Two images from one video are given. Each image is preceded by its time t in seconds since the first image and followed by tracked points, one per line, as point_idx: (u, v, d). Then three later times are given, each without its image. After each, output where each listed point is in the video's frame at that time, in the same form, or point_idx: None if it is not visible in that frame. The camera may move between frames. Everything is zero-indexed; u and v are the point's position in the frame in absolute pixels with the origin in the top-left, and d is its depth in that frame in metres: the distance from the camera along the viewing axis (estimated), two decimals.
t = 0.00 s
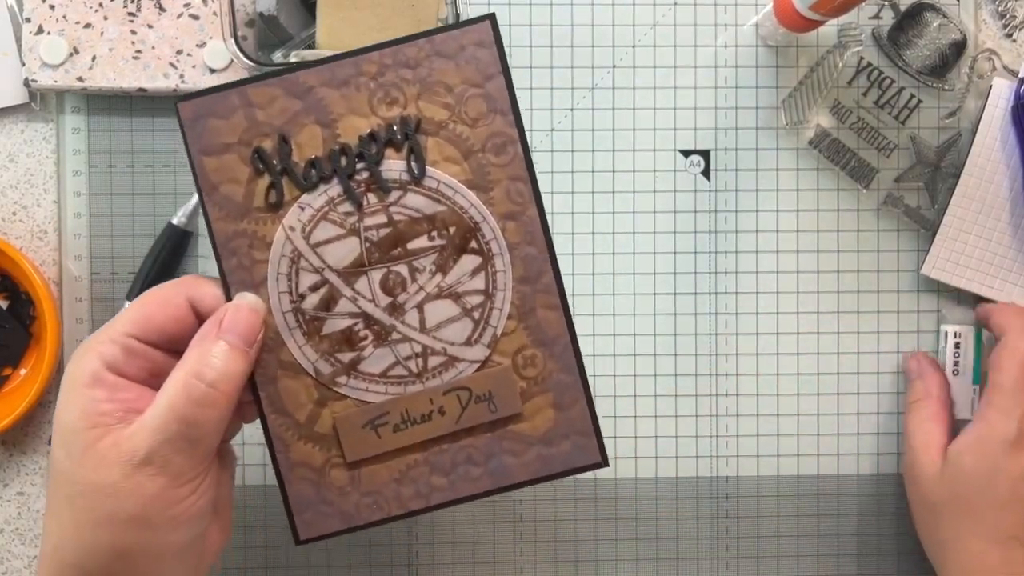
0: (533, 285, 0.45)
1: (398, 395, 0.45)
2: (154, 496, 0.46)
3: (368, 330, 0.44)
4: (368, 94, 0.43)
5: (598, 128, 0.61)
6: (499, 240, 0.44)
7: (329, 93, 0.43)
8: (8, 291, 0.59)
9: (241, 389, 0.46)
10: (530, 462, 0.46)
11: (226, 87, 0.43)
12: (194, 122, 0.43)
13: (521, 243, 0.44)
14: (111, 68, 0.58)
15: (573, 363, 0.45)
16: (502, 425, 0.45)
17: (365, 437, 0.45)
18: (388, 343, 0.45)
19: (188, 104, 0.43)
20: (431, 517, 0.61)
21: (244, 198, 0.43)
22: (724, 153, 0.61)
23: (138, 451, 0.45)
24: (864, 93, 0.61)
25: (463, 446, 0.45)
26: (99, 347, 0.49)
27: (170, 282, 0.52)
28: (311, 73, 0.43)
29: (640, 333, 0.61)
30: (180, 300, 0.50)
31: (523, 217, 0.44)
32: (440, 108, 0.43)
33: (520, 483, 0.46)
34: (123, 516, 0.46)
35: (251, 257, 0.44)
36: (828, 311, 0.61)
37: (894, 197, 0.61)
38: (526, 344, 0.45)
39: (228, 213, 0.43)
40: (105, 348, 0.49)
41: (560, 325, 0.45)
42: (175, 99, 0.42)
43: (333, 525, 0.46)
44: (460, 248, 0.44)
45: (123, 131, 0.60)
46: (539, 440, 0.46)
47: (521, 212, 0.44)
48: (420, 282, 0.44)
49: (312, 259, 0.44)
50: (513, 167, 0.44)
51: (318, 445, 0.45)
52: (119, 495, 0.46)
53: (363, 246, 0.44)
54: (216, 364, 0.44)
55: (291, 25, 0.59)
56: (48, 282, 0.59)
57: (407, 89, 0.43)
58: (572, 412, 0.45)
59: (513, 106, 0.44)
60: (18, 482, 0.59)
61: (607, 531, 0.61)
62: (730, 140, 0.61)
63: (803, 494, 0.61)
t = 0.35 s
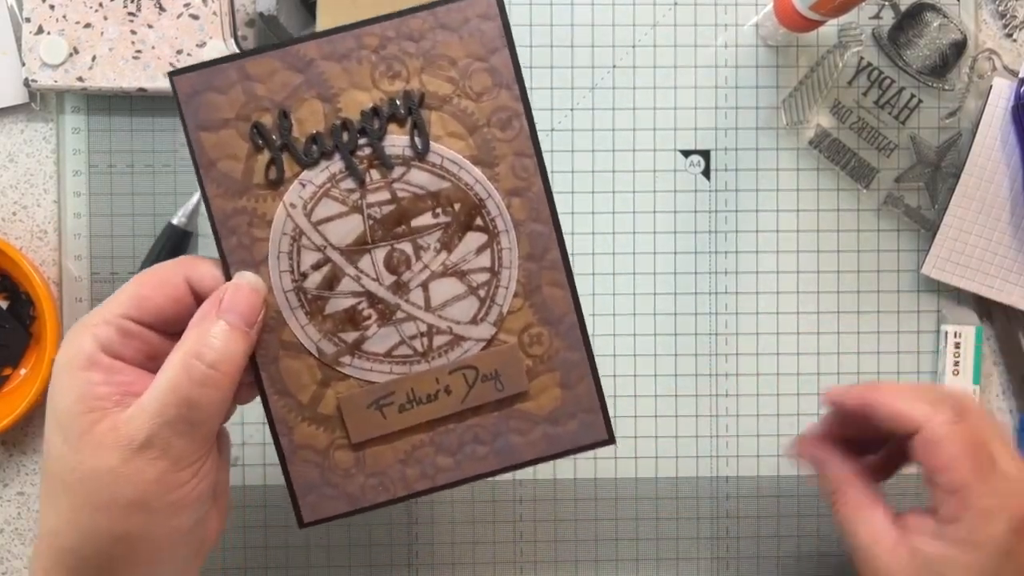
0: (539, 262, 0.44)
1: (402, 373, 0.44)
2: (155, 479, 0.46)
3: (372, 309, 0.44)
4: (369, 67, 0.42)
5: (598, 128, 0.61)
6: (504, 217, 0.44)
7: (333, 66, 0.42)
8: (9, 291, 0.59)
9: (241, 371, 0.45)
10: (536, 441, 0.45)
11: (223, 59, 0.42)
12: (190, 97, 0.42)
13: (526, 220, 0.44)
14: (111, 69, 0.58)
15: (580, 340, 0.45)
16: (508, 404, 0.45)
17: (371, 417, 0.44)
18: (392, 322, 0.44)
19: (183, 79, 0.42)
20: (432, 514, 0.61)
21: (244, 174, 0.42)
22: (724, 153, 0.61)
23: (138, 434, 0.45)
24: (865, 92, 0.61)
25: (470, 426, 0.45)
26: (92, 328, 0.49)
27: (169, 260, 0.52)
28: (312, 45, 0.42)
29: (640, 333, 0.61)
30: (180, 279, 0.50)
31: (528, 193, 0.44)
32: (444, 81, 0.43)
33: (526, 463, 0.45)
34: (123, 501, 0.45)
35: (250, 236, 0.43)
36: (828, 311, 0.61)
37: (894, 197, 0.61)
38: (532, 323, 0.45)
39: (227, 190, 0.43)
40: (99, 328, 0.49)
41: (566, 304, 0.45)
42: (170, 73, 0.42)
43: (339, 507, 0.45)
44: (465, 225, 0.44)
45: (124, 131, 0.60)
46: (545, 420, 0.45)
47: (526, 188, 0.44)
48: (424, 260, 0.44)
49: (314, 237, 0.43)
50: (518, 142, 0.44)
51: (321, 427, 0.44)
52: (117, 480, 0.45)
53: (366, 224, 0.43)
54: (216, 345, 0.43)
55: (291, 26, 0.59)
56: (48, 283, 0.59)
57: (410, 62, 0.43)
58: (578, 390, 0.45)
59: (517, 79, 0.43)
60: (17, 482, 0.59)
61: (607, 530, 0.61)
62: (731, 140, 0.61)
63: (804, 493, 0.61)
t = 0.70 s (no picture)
0: (547, 246, 0.44)
1: (407, 359, 0.44)
2: (151, 469, 0.45)
3: (376, 293, 0.44)
4: (374, 44, 0.42)
5: (598, 128, 0.61)
6: (512, 200, 0.44)
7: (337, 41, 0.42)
8: (8, 291, 0.59)
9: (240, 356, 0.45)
10: (543, 428, 0.45)
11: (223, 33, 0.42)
12: (186, 73, 0.41)
13: (536, 202, 0.44)
14: (111, 68, 0.58)
15: (588, 327, 0.45)
16: (515, 392, 0.45)
17: (375, 406, 0.44)
18: (396, 307, 0.44)
19: (181, 55, 0.41)
20: (432, 514, 0.61)
21: (244, 154, 0.42)
22: (724, 153, 0.61)
23: (134, 422, 0.44)
24: (865, 92, 0.61)
25: (476, 414, 0.45)
26: (89, 311, 0.49)
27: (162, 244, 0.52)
28: (315, 21, 0.42)
29: (640, 333, 0.61)
30: (176, 262, 0.50)
31: (536, 175, 0.44)
32: (451, 59, 0.43)
33: (533, 450, 0.45)
34: (119, 492, 0.45)
35: (250, 217, 0.43)
36: (829, 311, 0.61)
37: (894, 197, 0.61)
38: (540, 308, 0.44)
39: (226, 169, 0.42)
40: (96, 312, 0.49)
41: (575, 290, 0.44)
42: (166, 47, 0.41)
43: (342, 496, 0.45)
44: (472, 208, 0.44)
45: (123, 130, 0.59)
46: (552, 407, 0.45)
47: (534, 170, 0.44)
48: (429, 244, 0.44)
49: (317, 219, 0.43)
50: (527, 122, 0.43)
51: (324, 414, 0.44)
52: (113, 469, 0.45)
53: (369, 206, 0.43)
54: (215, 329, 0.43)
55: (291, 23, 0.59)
56: (48, 283, 0.59)
57: (416, 38, 0.42)
58: (586, 376, 0.45)
59: (526, 56, 0.43)
60: (17, 483, 0.59)
61: (607, 530, 0.61)
62: (731, 141, 0.61)
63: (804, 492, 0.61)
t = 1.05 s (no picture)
0: (554, 241, 0.44)
1: (412, 352, 0.44)
2: (155, 461, 0.45)
3: (382, 285, 0.44)
4: (383, 35, 0.42)
5: (599, 128, 0.61)
6: (520, 193, 0.44)
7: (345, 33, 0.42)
8: (8, 291, 0.59)
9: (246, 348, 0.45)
10: (549, 423, 0.45)
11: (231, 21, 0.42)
12: (195, 62, 0.41)
13: (544, 196, 0.44)
14: (111, 68, 0.58)
15: (594, 322, 0.45)
16: (521, 386, 0.45)
17: (381, 399, 0.44)
18: (402, 300, 0.44)
19: (190, 44, 0.41)
20: (432, 515, 0.61)
21: (251, 144, 0.42)
22: (725, 153, 0.61)
23: (139, 412, 0.44)
24: (865, 92, 0.61)
25: (481, 408, 0.45)
26: (94, 302, 0.49)
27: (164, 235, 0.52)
28: (325, 12, 0.42)
29: (640, 333, 0.61)
30: (181, 253, 0.50)
31: (545, 169, 0.44)
32: (460, 52, 0.43)
33: (541, 445, 0.45)
34: (122, 484, 0.45)
35: (256, 209, 0.43)
36: (829, 311, 0.61)
37: (894, 197, 0.61)
38: (546, 303, 0.44)
39: (231, 160, 0.42)
40: (101, 302, 0.49)
41: (582, 284, 0.44)
42: (175, 36, 0.41)
43: (346, 489, 0.45)
44: (479, 201, 0.44)
45: (124, 130, 0.59)
46: (559, 401, 0.45)
47: (543, 163, 0.44)
48: (437, 237, 0.44)
49: (324, 210, 0.43)
50: (536, 116, 0.43)
51: (329, 408, 0.44)
52: (116, 460, 0.44)
53: (376, 198, 0.43)
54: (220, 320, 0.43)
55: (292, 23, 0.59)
56: (48, 283, 0.59)
57: (425, 30, 0.42)
58: (592, 371, 0.45)
59: (536, 49, 0.43)
60: (17, 483, 0.59)
61: (607, 530, 0.61)
62: (731, 140, 0.61)
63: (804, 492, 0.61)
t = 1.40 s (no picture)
0: (559, 236, 0.44)
1: (420, 346, 0.44)
2: (168, 452, 0.45)
3: (392, 280, 0.44)
4: (393, 35, 0.42)
5: (599, 127, 0.61)
6: (527, 189, 0.44)
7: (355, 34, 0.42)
8: (8, 291, 0.59)
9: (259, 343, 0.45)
10: (555, 415, 0.45)
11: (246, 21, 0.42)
12: (206, 61, 0.41)
13: (549, 194, 0.44)
14: (111, 68, 0.58)
15: (601, 316, 0.45)
16: (527, 378, 0.45)
17: (390, 391, 0.44)
18: (411, 294, 0.44)
19: (203, 44, 0.41)
20: (433, 514, 0.61)
21: (258, 141, 0.42)
22: (725, 152, 0.61)
23: (152, 404, 0.44)
24: (865, 93, 0.61)
25: (489, 399, 0.45)
26: (107, 297, 0.49)
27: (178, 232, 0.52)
28: (336, 13, 0.42)
29: (640, 333, 0.61)
30: (194, 249, 0.50)
31: (550, 165, 0.44)
32: (468, 51, 0.43)
33: (547, 437, 0.45)
34: (134, 475, 0.45)
35: (266, 205, 0.43)
36: (829, 311, 0.61)
37: (894, 197, 0.61)
38: (552, 297, 0.44)
39: (243, 157, 0.42)
40: (114, 297, 0.49)
41: (587, 279, 0.44)
42: (187, 35, 0.41)
43: (355, 482, 0.45)
44: (487, 197, 0.44)
45: (123, 129, 0.59)
46: (564, 393, 0.45)
47: (548, 159, 0.44)
48: (445, 232, 0.43)
49: (334, 206, 0.43)
50: (541, 114, 0.43)
51: (338, 400, 0.44)
52: (130, 451, 0.44)
53: (385, 193, 0.43)
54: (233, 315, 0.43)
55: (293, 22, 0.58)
56: (48, 283, 0.59)
57: (434, 30, 0.42)
58: (598, 364, 0.45)
59: (542, 49, 0.43)
60: (18, 483, 0.59)
61: (609, 530, 0.61)
62: (731, 140, 0.61)
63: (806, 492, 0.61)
